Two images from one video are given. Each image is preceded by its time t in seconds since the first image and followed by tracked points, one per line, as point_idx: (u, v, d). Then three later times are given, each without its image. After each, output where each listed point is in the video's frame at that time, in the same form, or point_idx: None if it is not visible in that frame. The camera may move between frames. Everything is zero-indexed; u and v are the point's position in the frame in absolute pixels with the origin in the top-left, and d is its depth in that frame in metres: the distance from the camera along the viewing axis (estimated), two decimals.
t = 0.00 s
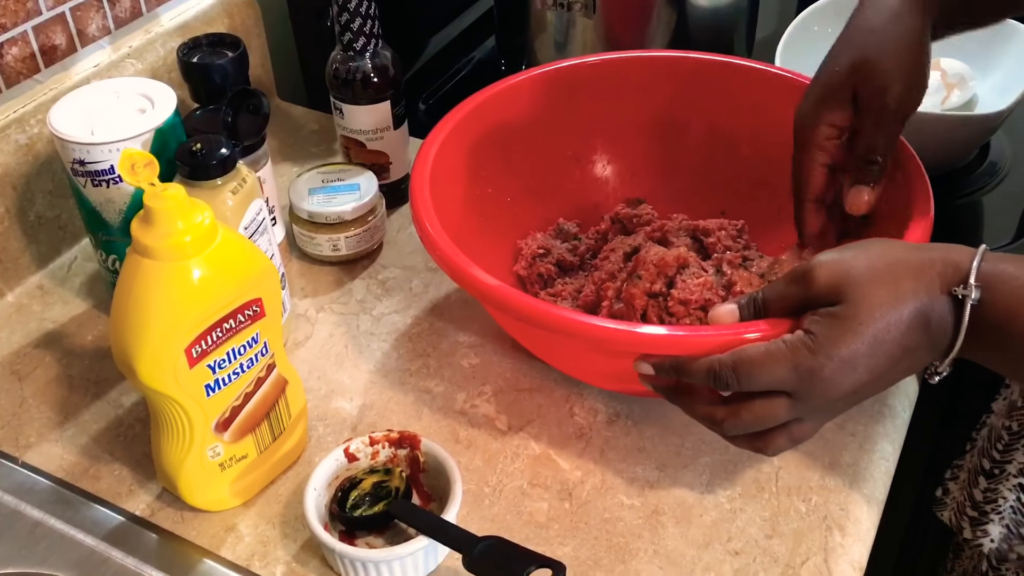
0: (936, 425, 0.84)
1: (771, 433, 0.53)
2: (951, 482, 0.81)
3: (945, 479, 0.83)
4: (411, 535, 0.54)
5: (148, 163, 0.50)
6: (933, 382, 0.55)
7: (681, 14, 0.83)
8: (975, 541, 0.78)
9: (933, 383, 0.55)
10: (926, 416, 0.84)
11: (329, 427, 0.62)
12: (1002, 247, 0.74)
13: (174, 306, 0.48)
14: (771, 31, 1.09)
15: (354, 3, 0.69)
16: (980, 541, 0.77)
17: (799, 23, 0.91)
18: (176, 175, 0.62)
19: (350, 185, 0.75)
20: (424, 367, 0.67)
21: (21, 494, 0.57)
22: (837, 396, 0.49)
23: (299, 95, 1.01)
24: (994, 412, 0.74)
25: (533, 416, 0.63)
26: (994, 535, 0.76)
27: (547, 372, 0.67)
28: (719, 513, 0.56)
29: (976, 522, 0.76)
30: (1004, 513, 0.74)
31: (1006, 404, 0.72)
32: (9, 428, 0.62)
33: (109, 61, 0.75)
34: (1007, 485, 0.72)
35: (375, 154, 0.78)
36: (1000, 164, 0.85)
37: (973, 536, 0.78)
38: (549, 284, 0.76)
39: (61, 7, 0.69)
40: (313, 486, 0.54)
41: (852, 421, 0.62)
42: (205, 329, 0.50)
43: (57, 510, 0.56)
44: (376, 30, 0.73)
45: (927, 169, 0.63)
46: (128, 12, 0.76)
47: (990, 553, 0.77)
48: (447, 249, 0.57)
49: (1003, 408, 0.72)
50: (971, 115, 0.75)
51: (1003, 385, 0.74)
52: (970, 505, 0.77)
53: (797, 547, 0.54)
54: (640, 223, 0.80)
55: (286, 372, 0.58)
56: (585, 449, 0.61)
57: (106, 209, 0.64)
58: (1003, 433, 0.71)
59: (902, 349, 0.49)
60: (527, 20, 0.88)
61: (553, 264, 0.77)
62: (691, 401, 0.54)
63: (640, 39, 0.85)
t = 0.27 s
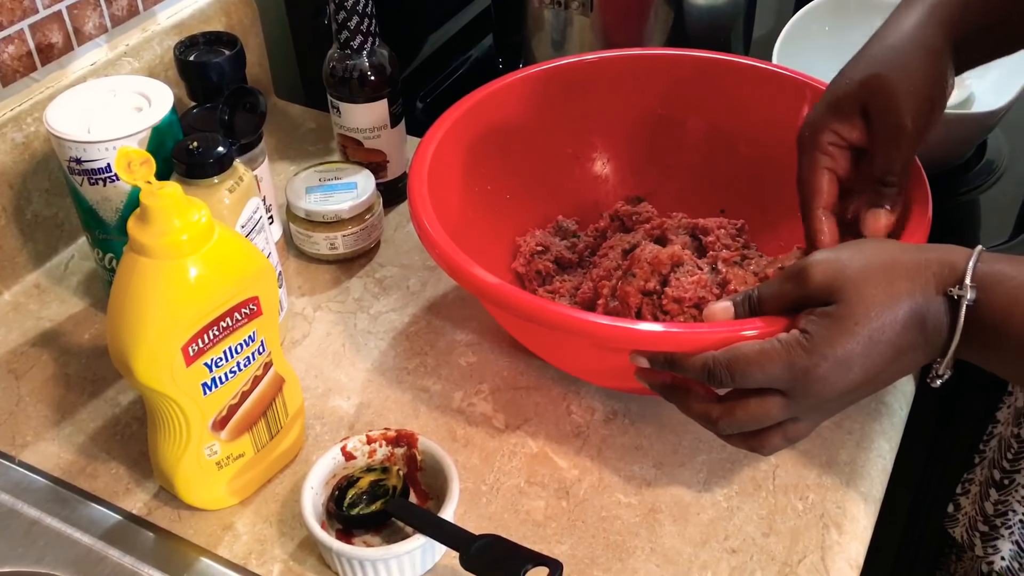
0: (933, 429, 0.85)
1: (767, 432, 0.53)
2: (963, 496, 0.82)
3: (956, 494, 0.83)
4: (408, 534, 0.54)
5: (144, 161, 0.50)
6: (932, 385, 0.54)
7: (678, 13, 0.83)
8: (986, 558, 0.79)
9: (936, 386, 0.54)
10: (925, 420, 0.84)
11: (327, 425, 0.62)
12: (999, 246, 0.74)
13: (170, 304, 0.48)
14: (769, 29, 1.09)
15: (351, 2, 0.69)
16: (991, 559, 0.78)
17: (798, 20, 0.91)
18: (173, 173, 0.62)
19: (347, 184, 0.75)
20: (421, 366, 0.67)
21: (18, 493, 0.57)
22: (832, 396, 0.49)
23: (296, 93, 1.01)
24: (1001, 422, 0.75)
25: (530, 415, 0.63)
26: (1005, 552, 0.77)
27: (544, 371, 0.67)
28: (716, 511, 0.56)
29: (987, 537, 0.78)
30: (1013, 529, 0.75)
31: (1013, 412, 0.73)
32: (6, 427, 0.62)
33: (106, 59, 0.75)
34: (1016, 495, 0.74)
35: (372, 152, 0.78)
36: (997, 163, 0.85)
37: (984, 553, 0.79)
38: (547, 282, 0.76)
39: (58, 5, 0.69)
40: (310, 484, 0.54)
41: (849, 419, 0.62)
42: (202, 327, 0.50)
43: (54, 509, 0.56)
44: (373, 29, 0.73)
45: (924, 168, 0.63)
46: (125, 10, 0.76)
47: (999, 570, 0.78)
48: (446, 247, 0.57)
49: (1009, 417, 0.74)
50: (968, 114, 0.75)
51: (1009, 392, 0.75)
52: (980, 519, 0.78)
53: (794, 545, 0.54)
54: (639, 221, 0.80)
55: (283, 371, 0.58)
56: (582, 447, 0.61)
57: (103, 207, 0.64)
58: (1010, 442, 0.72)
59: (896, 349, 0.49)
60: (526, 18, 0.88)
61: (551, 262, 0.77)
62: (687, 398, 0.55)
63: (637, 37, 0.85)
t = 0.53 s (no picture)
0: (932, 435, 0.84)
1: (766, 430, 0.53)
2: (961, 500, 0.87)
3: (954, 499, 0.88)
4: (407, 532, 0.54)
5: (142, 159, 0.50)
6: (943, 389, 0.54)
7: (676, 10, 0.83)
8: (990, 560, 0.85)
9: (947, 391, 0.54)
10: (923, 428, 0.83)
11: (325, 423, 0.62)
12: (998, 244, 0.74)
13: (169, 302, 0.48)
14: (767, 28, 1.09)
15: None
16: (994, 561, 0.84)
17: (795, 19, 0.92)
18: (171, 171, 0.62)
19: (346, 182, 0.75)
20: (420, 364, 0.67)
21: (16, 492, 0.57)
22: (832, 395, 0.49)
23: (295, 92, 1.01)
24: (996, 427, 0.80)
25: (529, 413, 0.63)
26: (1009, 554, 0.83)
27: (543, 369, 0.67)
28: (715, 509, 0.56)
29: (992, 540, 0.83)
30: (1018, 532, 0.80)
31: (1009, 418, 0.77)
32: (4, 425, 0.62)
33: (104, 57, 0.75)
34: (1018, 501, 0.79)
35: (371, 151, 0.78)
36: (996, 161, 0.85)
37: (988, 556, 0.85)
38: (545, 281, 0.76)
39: (56, 3, 0.69)
40: (308, 483, 0.54)
41: (848, 417, 0.62)
42: (201, 326, 0.50)
43: (52, 508, 0.56)
44: (372, 27, 0.73)
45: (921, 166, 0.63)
46: (123, 8, 0.76)
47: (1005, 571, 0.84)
48: (444, 247, 0.57)
49: (1003, 423, 0.79)
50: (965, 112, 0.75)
51: (1003, 399, 0.78)
52: (984, 524, 0.83)
53: (793, 544, 0.54)
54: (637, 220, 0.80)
55: (282, 369, 0.58)
56: (581, 446, 0.61)
57: (101, 205, 0.64)
58: (1011, 450, 0.77)
59: (896, 350, 0.49)
60: (524, 17, 0.88)
61: (549, 262, 0.77)
62: (688, 397, 0.55)
63: (635, 35, 0.84)
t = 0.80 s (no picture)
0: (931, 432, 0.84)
1: (764, 429, 0.53)
2: (963, 489, 0.83)
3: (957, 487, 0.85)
4: (404, 531, 0.54)
5: (139, 158, 0.49)
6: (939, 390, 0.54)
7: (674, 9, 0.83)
8: (983, 550, 0.80)
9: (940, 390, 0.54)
10: (923, 423, 0.83)
11: (323, 422, 0.62)
12: (997, 243, 0.74)
13: (166, 301, 0.48)
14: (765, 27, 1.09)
15: None
16: (987, 551, 0.79)
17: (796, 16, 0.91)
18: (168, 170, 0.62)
19: (344, 181, 0.75)
20: (418, 363, 0.67)
21: (13, 491, 0.57)
22: (830, 394, 0.49)
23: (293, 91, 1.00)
24: (997, 415, 0.76)
25: (527, 412, 0.63)
26: (1001, 545, 0.78)
27: (541, 368, 0.67)
28: (713, 508, 0.56)
29: (984, 529, 0.79)
30: (1009, 521, 0.76)
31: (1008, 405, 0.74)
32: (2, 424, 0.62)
33: (102, 56, 0.75)
34: (1012, 489, 0.75)
35: (369, 149, 0.78)
36: (994, 160, 0.85)
37: (981, 546, 0.80)
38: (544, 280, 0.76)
39: (53, 2, 0.69)
40: (306, 482, 0.54)
41: (846, 416, 0.62)
42: (199, 324, 0.50)
43: (49, 507, 0.56)
44: (370, 26, 0.73)
45: (919, 164, 0.63)
46: (120, 7, 0.75)
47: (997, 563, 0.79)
48: (442, 246, 0.56)
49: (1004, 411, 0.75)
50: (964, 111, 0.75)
51: (1004, 387, 0.76)
52: (979, 512, 0.79)
53: (791, 542, 0.54)
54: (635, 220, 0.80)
55: (280, 368, 0.58)
56: (579, 445, 0.61)
57: (98, 204, 0.64)
58: (1005, 436, 0.73)
59: (893, 349, 0.49)
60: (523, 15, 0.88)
61: (547, 261, 0.77)
62: (685, 395, 0.54)
63: (634, 34, 0.85)
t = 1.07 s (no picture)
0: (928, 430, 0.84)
1: (759, 428, 0.53)
2: (943, 503, 0.84)
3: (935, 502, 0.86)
4: (401, 531, 0.53)
5: (136, 157, 0.49)
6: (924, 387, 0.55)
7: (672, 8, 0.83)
8: (978, 560, 0.78)
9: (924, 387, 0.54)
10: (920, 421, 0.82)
11: (320, 421, 0.62)
12: (994, 242, 0.74)
13: (160, 300, 0.48)
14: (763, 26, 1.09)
15: None
16: (984, 559, 0.78)
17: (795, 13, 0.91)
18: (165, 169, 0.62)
19: (341, 180, 0.75)
20: (415, 362, 0.67)
21: (10, 490, 0.57)
22: (823, 393, 0.49)
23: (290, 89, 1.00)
24: (980, 427, 0.77)
25: (524, 411, 0.63)
26: (998, 552, 0.76)
27: (539, 367, 0.66)
28: (710, 507, 0.56)
29: (979, 539, 0.78)
30: (1008, 529, 0.75)
31: (995, 417, 0.74)
32: None
33: (98, 55, 0.74)
34: (1008, 499, 0.74)
35: (366, 148, 0.78)
36: (991, 158, 0.85)
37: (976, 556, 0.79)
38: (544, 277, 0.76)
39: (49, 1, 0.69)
40: (303, 481, 0.54)
41: (843, 414, 0.62)
42: (195, 324, 0.50)
43: (46, 506, 0.56)
44: (366, 25, 0.73)
45: (919, 164, 0.63)
46: (117, 6, 0.75)
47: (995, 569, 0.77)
48: (441, 243, 0.56)
49: (987, 422, 0.76)
50: (961, 109, 0.75)
51: (987, 396, 0.76)
52: (970, 523, 0.78)
53: (788, 541, 0.54)
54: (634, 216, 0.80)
55: (277, 367, 0.58)
56: (576, 443, 0.60)
57: (95, 203, 0.63)
58: (997, 448, 0.73)
59: (888, 349, 0.49)
60: (520, 14, 0.88)
61: (546, 257, 0.77)
62: (679, 392, 0.54)
63: (632, 33, 0.84)
